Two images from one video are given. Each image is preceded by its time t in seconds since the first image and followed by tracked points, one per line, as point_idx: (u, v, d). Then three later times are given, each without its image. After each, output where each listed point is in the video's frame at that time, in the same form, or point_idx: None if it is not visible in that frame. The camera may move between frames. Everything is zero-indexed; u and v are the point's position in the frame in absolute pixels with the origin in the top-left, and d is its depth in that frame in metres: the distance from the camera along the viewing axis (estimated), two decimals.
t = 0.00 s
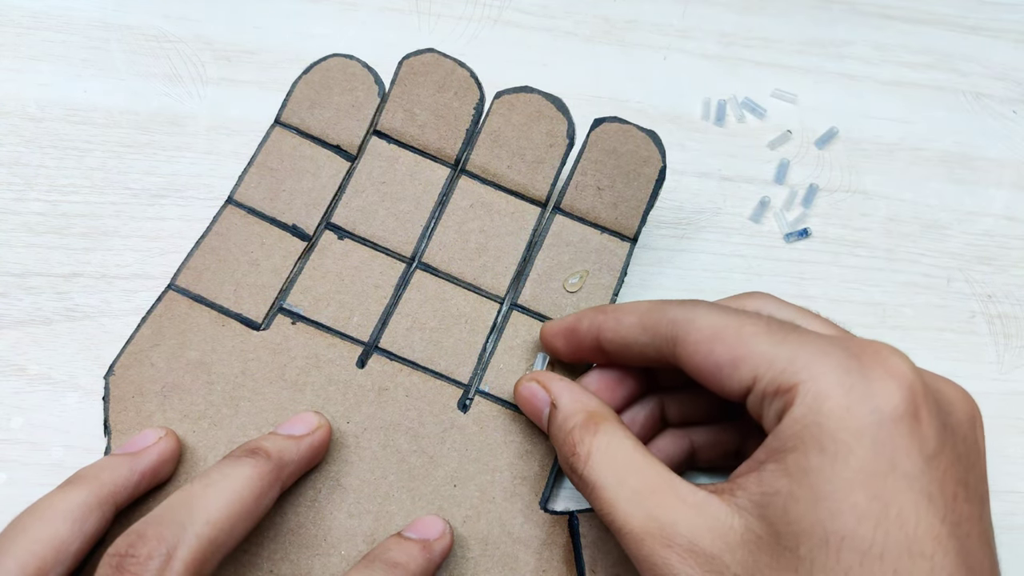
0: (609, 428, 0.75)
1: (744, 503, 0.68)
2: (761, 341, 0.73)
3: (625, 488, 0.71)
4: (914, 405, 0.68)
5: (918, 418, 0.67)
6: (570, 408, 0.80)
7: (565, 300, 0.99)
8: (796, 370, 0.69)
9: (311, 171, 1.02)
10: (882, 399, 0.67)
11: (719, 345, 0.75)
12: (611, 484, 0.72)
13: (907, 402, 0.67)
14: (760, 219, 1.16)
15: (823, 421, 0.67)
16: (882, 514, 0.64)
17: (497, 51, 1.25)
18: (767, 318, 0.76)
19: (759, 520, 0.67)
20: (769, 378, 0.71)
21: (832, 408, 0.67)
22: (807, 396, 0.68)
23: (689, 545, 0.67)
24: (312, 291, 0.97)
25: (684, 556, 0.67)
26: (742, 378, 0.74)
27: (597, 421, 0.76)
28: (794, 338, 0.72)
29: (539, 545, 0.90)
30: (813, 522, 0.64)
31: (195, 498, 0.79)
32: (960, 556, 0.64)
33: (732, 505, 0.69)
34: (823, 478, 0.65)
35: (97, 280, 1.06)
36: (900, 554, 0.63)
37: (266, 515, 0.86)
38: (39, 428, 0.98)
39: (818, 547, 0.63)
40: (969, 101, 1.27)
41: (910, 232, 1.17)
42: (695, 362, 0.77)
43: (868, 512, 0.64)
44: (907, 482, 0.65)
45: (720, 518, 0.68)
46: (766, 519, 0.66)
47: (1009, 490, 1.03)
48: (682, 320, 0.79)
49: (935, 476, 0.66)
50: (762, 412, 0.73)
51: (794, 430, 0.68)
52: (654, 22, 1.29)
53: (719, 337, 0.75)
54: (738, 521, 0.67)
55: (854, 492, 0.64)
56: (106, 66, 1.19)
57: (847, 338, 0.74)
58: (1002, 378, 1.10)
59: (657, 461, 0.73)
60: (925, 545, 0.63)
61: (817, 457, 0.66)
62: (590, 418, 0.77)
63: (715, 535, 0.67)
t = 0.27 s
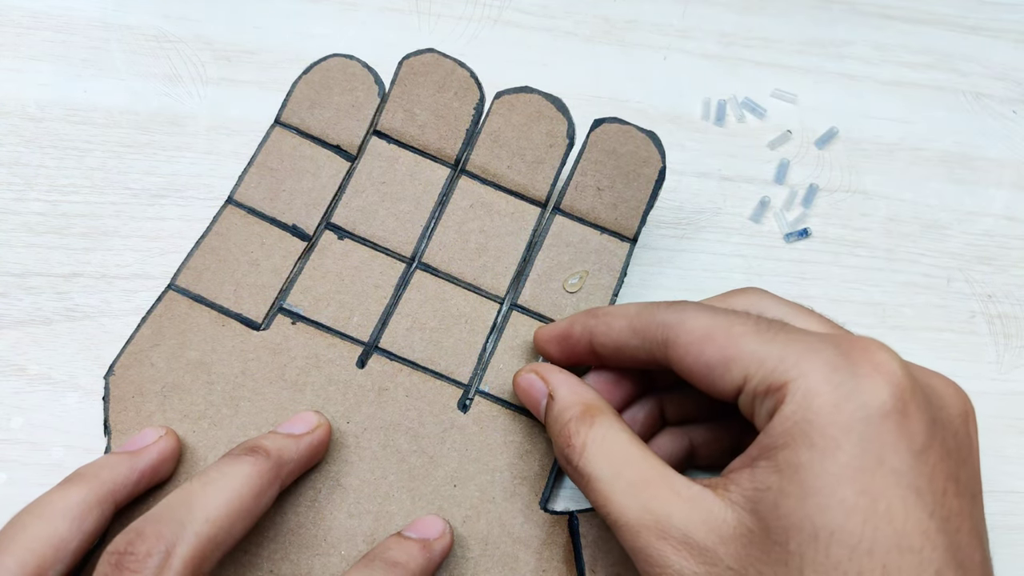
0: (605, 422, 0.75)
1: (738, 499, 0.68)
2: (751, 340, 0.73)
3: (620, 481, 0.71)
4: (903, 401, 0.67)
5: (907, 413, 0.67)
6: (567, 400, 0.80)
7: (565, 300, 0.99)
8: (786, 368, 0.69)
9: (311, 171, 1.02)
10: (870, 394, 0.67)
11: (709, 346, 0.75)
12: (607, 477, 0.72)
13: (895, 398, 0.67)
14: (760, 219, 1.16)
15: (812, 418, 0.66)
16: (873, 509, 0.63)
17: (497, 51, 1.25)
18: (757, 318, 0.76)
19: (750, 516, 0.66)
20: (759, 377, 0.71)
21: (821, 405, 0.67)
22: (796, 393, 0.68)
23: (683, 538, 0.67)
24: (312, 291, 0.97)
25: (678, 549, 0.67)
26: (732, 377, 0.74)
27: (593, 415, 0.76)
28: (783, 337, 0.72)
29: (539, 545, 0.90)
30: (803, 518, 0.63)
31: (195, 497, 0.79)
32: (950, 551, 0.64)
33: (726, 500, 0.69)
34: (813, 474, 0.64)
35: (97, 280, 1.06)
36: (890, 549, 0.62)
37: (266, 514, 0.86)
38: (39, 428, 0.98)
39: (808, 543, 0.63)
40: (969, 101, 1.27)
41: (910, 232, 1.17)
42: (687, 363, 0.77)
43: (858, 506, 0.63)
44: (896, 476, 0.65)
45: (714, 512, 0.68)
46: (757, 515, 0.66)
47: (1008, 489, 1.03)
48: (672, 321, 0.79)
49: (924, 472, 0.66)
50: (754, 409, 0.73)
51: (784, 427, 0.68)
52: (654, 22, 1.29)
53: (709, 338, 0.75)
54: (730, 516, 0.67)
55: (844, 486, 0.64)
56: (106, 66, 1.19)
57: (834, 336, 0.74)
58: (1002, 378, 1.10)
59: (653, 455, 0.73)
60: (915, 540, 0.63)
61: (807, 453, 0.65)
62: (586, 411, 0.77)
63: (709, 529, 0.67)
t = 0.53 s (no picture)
0: (619, 447, 0.75)
1: (765, 513, 0.68)
2: (785, 348, 0.73)
3: (642, 505, 0.70)
4: (939, 418, 0.68)
5: (943, 431, 0.68)
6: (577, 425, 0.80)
7: (565, 299, 0.99)
8: (820, 378, 0.69)
9: (311, 171, 1.02)
10: (906, 411, 0.67)
11: (740, 350, 0.75)
12: (629, 503, 0.71)
13: (932, 414, 0.68)
14: (760, 219, 1.16)
15: (847, 429, 0.67)
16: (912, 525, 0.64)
17: (497, 51, 1.25)
18: (791, 326, 0.76)
19: (782, 530, 0.66)
20: (790, 384, 0.71)
21: (856, 417, 0.67)
22: (829, 404, 0.68)
23: (710, 558, 0.66)
24: (312, 291, 0.97)
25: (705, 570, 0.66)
26: (762, 383, 0.74)
27: (606, 440, 0.76)
28: (817, 346, 0.73)
29: (539, 545, 0.90)
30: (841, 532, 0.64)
31: (194, 497, 0.79)
32: (983, 566, 0.65)
33: (753, 516, 0.68)
34: (848, 488, 0.65)
35: (97, 280, 1.06)
36: (927, 564, 0.63)
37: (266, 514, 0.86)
38: (39, 428, 0.98)
39: (846, 557, 0.63)
40: (969, 101, 1.27)
41: (910, 232, 1.17)
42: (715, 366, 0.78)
43: (895, 520, 0.64)
44: (934, 492, 0.65)
45: (741, 530, 0.67)
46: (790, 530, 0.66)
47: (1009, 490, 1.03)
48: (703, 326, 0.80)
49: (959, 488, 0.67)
50: (781, 418, 0.73)
51: (816, 437, 0.68)
52: (654, 22, 1.29)
53: (742, 342, 0.76)
54: (760, 532, 0.67)
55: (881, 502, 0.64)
56: (106, 66, 1.19)
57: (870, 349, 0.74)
58: (1002, 378, 1.10)
59: (670, 476, 0.72)
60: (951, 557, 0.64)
61: (842, 465, 0.66)
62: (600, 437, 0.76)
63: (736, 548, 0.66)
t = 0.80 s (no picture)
0: (601, 426, 0.76)
1: (733, 500, 0.68)
2: (755, 337, 0.74)
3: (618, 483, 0.71)
4: (904, 405, 0.67)
5: (907, 418, 0.67)
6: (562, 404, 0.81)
7: (565, 299, 0.99)
8: (787, 366, 0.69)
9: (311, 171, 1.02)
10: (871, 395, 0.67)
11: (713, 340, 0.76)
12: (604, 477, 0.71)
13: (897, 401, 0.67)
14: (760, 219, 1.16)
15: (811, 417, 0.67)
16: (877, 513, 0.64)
17: (497, 51, 1.25)
18: (763, 316, 0.76)
19: (747, 517, 0.66)
20: (760, 372, 0.72)
21: (822, 404, 0.67)
22: (795, 390, 0.68)
23: (678, 543, 0.67)
24: (312, 291, 0.97)
25: (673, 554, 0.67)
26: (734, 372, 0.74)
27: (589, 419, 0.76)
28: (788, 335, 0.73)
29: (539, 545, 0.90)
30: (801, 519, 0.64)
31: (194, 497, 0.79)
32: (948, 555, 0.64)
33: (722, 502, 0.68)
34: (811, 474, 0.65)
35: (97, 280, 1.06)
36: (890, 552, 0.62)
37: (266, 514, 0.86)
38: (39, 429, 0.98)
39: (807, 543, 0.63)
40: (969, 102, 1.27)
41: (910, 232, 1.17)
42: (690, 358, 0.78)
43: (857, 507, 0.64)
44: (897, 480, 0.65)
45: (709, 516, 0.67)
46: (755, 518, 0.66)
47: (1008, 490, 1.03)
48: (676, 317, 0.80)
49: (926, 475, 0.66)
50: (752, 407, 0.73)
51: (783, 425, 0.68)
52: (654, 22, 1.29)
53: (714, 332, 0.76)
54: (727, 519, 0.67)
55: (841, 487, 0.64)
56: (106, 66, 1.19)
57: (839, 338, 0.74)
58: (1002, 378, 1.10)
59: (648, 460, 0.73)
60: (917, 543, 0.63)
61: (805, 452, 0.66)
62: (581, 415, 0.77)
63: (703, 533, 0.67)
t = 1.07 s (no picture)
0: (709, 397, 0.68)
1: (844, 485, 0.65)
2: (875, 323, 0.75)
3: (721, 455, 0.64)
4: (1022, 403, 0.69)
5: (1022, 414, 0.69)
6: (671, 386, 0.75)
7: (565, 299, 0.99)
8: (907, 356, 0.71)
9: (310, 171, 1.02)
10: (1002, 388, 0.69)
11: (830, 323, 0.77)
12: (691, 446, 0.65)
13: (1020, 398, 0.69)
14: (760, 219, 1.16)
15: (932, 403, 0.67)
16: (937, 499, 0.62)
17: (497, 51, 1.25)
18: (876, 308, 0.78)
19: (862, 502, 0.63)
20: (881, 358, 0.73)
21: (945, 392, 0.68)
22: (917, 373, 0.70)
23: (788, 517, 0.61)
24: (312, 291, 0.97)
25: (774, 529, 0.61)
26: (847, 356, 0.75)
27: (702, 387, 0.69)
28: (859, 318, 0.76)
29: (539, 545, 0.90)
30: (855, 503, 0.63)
31: (194, 497, 0.79)
32: None
33: (835, 486, 0.65)
34: (944, 461, 0.64)
35: (97, 280, 1.06)
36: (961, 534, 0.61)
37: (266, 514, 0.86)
38: (39, 429, 0.98)
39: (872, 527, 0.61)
40: (969, 101, 1.27)
41: (910, 232, 1.17)
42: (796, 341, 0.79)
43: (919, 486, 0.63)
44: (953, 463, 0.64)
45: (816, 493, 0.63)
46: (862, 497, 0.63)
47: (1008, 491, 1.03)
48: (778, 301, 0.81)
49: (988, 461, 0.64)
50: (861, 391, 0.74)
51: (909, 409, 0.68)
52: (654, 22, 1.29)
53: (830, 315, 0.77)
54: (839, 499, 0.63)
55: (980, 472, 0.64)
56: (106, 66, 1.19)
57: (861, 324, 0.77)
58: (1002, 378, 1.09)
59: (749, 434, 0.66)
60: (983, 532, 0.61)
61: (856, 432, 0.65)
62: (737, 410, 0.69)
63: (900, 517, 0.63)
